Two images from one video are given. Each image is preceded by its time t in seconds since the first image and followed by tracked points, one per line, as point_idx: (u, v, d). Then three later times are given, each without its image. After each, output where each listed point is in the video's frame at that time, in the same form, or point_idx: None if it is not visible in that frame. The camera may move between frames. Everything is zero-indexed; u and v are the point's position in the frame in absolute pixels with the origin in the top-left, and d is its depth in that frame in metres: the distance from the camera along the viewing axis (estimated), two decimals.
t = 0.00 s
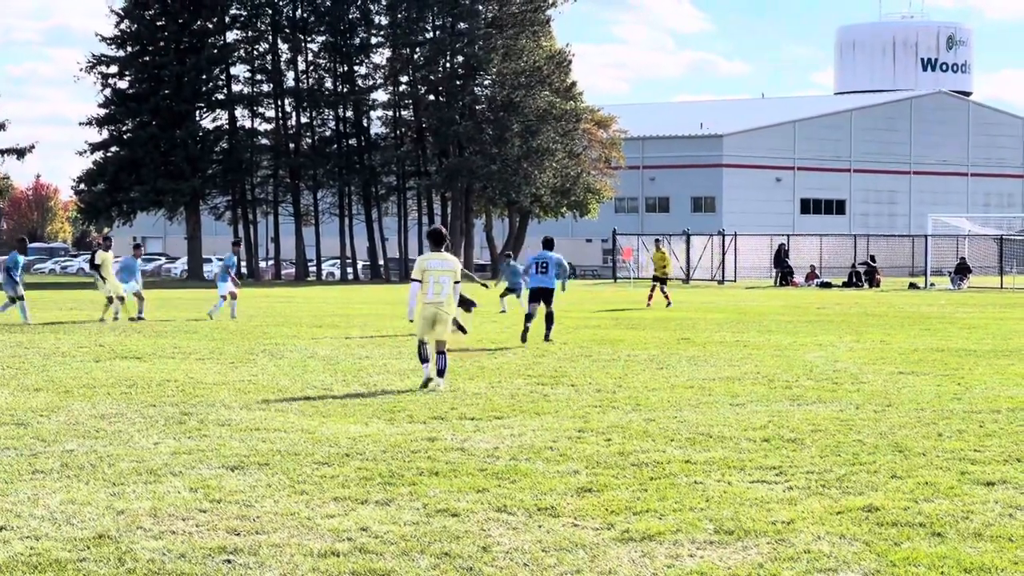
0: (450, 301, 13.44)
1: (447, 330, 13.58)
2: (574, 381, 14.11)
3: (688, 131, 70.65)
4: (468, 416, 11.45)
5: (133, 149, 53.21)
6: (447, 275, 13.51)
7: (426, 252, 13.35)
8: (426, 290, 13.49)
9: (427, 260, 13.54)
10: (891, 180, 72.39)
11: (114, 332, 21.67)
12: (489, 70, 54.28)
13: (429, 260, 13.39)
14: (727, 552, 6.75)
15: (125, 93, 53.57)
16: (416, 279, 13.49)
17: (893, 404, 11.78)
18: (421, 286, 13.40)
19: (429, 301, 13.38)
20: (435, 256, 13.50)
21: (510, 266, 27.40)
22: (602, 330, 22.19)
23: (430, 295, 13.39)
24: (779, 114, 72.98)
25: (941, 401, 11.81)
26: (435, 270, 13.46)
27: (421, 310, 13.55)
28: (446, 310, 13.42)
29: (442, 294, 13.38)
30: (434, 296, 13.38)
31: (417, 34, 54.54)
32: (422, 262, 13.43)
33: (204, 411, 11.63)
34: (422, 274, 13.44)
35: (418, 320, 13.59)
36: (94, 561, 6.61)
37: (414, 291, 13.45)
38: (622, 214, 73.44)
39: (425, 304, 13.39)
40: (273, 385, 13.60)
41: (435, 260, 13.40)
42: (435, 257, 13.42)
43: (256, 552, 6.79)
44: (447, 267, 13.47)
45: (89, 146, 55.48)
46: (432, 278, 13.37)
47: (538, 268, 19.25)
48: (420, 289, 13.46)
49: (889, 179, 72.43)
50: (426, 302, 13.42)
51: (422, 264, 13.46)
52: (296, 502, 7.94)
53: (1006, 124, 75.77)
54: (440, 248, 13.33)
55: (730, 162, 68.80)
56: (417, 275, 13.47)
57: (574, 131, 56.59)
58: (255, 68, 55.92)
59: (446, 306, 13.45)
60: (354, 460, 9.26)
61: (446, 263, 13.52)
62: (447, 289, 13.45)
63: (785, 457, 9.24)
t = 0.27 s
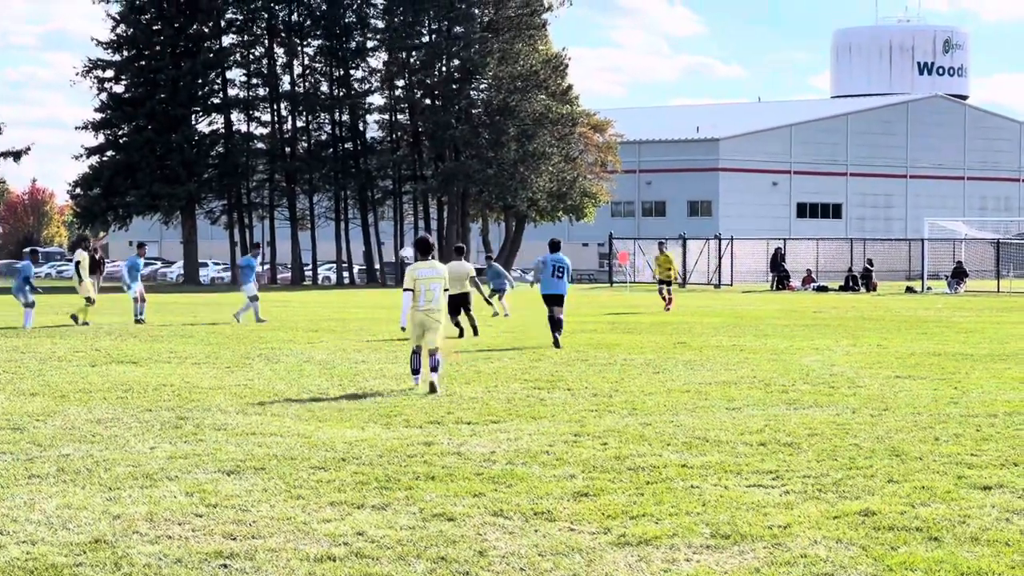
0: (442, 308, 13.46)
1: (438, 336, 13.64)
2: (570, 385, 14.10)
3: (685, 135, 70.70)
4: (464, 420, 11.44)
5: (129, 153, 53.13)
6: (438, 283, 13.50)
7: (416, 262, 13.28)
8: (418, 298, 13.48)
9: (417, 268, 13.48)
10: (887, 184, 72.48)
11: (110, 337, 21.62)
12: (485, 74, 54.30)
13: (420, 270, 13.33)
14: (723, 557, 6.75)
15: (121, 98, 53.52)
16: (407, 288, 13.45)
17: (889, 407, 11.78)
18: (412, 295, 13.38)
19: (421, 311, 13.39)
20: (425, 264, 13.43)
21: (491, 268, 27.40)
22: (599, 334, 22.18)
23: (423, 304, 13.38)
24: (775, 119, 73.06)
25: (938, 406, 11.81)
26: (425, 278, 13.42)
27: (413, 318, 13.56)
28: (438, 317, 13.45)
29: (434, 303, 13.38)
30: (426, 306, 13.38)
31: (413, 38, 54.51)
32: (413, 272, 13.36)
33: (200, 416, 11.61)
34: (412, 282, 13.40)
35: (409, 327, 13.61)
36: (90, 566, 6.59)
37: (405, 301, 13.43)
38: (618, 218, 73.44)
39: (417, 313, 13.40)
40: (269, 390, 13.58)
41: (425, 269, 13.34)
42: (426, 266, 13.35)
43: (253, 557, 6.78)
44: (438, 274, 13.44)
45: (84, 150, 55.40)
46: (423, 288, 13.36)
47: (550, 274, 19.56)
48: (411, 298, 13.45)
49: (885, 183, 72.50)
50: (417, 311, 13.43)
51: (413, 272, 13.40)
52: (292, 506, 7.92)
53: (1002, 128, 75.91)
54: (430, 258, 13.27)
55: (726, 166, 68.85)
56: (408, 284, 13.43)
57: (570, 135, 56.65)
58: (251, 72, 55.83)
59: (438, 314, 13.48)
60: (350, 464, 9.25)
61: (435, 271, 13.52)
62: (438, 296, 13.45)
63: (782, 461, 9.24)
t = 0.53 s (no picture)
0: (432, 306, 13.63)
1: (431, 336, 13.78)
2: (566, 390, 14.09)
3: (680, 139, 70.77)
4: (460, 424, 11.44)
5: (125, 158, 53.14)
6: (429, 281, 13.73)
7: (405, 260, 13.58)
8: (409, 296, 13.71)
9: (409, 268, 13.79)
10: (882, 189, 72.59)
11: (105, 341, 21.60)
12: (481, 78, 54.36)
13: (409, 267, 13.61)
14: (719, 561, 6.75)
15: (116, 102, 53.51)
16: (398, 286, 13.72)
17: (885, 412, 11.79)
18: (403, 293, 13.65)
19: (410, 308, 13.60)
20: (417, 264, 13.73)
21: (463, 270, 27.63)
22: (595, 339, 22.19)
23: (411, 301, 13.60)
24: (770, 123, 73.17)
25: (934, 410, 11.81)
26: (415, 276, 13.68)
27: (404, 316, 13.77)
28: (428, 315, 13.61)
29: (423, 299, 13.57)
30: (415, 302, 13.59)
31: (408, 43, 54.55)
32: (403, 270, 13.66)
33: (196, 421, 11.60)
34: (403, 281, 13.68)
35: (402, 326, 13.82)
36: (86, 571, 6.58)
37: (395, 298, 13.70)
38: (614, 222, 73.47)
39: (406, 310, 13.61)
40: (264, 395, 13.57)
41: (414, 266, 13.63)
42: (415, 263, 13.65)
43: (249, 562, 6.77)
44: (428, 273, 13.68)
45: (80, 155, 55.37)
46: (412, 285, 13.60)
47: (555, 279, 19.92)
48: (402, 296, 13.70)
49: (880, 187, 72.64)
50: (406, 308, 13.65)
51: (405, 271, 13.69)
52: (288, 511, 7.91)
53: (997, 132, 76.07)
54: (419, 255, 13.56)
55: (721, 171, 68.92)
56: (399, 282, 13.70)
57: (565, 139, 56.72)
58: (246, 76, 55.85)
59: (429, 311, 13.64)
60: (346, 469, 9.24)
61: (427, 270, 13.75)
62: (428, 294, 13.64)
63: (778, 465, 9.24)
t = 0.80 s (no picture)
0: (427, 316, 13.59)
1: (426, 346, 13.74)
2: (562, 395, 14.10)
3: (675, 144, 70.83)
4: (456, 430, 11.43)
5: (120, 163, 53.15)
6: (427, 292, 13.69)
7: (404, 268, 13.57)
8: (406, 306, 13.69)
9: (409, 276, 13.77)
10: (877, 193, 72.70)
11: (101, 347, 21.57)
12: (476, 83, 54.38)
13: (408, 276, 13.60)
14: (715, 566, 6.74)
15: (111, 108, 53.49)
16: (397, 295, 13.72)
17: (880, 416, 11.79)
18: (401, 300, 13.63)
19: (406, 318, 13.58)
20: (417, 273, 13.71)
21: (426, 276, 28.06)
22: (591, 343, 22.19)
23: (408, 310, 13.59)
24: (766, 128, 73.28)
25: (929, 415, 11.81)
26: (413, 286, 13.67)
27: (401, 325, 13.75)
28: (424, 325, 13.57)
29: (420, 309, 13.55)
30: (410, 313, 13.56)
31: (403, 48, 54.52)
32: (402, 279, 13.66)
33: (191, 426, 11.59)
34: (402, 289, 13.68)
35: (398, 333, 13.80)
36: None
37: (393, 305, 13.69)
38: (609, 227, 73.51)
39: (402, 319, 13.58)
40: (259, 400, 13.55)
41: (414, 276, 13.62)
42: (415, 273, 13.64)
43: (244, 567, 6.75)
44: (427, 283, 13.66)
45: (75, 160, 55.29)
46: (409, 294, 13.59)
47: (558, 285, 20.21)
48: (400, 304, 13.69)
49: (875, 192, 72.75)
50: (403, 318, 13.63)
51: (405, 280, 13.69)
52: (284, 516, 7.90)
53: (991, 137, 76.24)
54: (420, 265, 13.54)
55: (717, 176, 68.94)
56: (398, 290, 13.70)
57: (561, 144, 56.78)
58: (241, 81, 55.84)
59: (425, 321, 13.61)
60: (342, 474, 9.23)
61: (426, 280, 13.73)
62: (425, 305, 13.61)
63: (774, 470, 9.24)
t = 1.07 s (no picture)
0: (428, 312, 13.67)
1: (426, 346, 13.77)
2: (555, 398, 14.11)
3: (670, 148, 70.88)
4: (450, 433, 11.43)
5: (114, 167, 53.09)
6: (426, 291, 13.83)
7: (405, 267, 13.73)
8: (405, 305, 13.76)
9: (406, 278, 13.91)
10: (871, 197, 72.81)
11: (96, 351, 21.53)
12: (470, 87, 54.38)
13: (408, 274, 13.74)
14: (709, 570, 6.74)
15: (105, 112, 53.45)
16: (396, 295, 13.81)
17: (874, 420, 11.81)
18: (400, 300, 13.70)
19: (408, 315, 13.63)
20: (414, 274, 13.87)
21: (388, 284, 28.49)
22: (585, 347, 22.20)
23: (408, 308, 13.65)
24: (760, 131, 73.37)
25: (923, 418, 11.82)
26: (412, 285, 13.80)
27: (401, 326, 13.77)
28: (425, 322, 13.63)
29: (421, 305, 13.64)
30: (413, 309, 13.64)
31: (398, 51, 54.53)
32: (402, 278, 13.80)
33: (186, 430, 11.58)
34: (401, 290, 13.80)
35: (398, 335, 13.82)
36: None
37: (392, 306, 13.74)
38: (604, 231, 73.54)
39: (403, 317, 13.63)
40: (254, 404, 13.54)
41: (413, 274, 13.79)
42: (414, 271, 13.80)
43: (239, 572, 6.74)
44: (425, 282, 13.82)
45: (69, 164, 55.22)
46: (410, 291, 13.70)
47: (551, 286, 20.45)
48: (399, 305, 13.77)
49: (870, 195, 72.88)
50: (403, 316, 13.68)
51: (403, 280, 13.82)
52: (278, 520, 7.90)
53: (985, 141, 76.42)
54: (419, 264, 13.73)
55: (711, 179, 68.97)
56: (397, 290, 13.81)
57: (555, 147, 56.78)
58: (235, 85, 55.82)
59: (426, 318, 13.68)
60: (336, 478, 9.23)
61: (423, 280, 13.86)
62: (425, 302, 13.71)
63: (769, 473, 9.25)
